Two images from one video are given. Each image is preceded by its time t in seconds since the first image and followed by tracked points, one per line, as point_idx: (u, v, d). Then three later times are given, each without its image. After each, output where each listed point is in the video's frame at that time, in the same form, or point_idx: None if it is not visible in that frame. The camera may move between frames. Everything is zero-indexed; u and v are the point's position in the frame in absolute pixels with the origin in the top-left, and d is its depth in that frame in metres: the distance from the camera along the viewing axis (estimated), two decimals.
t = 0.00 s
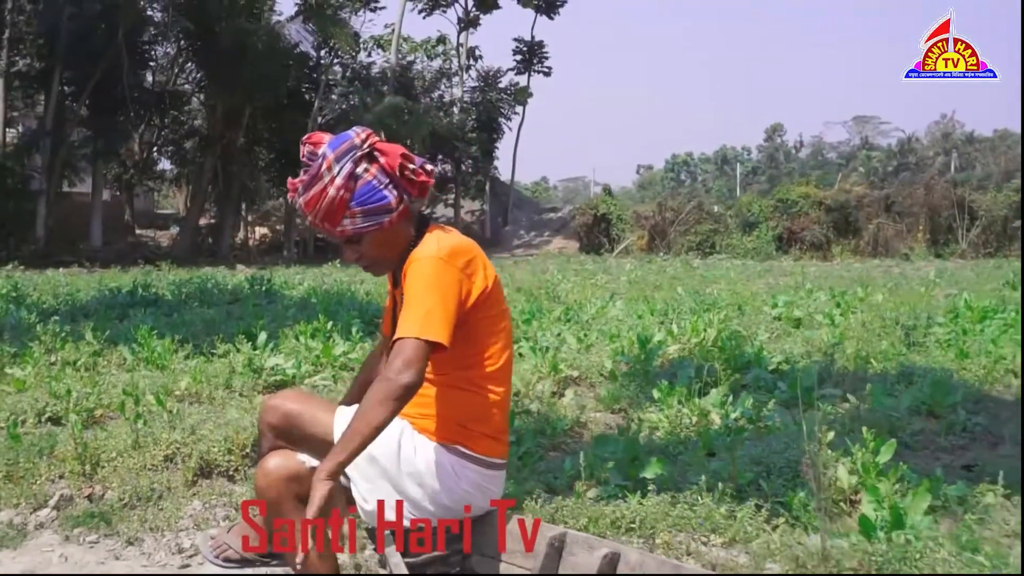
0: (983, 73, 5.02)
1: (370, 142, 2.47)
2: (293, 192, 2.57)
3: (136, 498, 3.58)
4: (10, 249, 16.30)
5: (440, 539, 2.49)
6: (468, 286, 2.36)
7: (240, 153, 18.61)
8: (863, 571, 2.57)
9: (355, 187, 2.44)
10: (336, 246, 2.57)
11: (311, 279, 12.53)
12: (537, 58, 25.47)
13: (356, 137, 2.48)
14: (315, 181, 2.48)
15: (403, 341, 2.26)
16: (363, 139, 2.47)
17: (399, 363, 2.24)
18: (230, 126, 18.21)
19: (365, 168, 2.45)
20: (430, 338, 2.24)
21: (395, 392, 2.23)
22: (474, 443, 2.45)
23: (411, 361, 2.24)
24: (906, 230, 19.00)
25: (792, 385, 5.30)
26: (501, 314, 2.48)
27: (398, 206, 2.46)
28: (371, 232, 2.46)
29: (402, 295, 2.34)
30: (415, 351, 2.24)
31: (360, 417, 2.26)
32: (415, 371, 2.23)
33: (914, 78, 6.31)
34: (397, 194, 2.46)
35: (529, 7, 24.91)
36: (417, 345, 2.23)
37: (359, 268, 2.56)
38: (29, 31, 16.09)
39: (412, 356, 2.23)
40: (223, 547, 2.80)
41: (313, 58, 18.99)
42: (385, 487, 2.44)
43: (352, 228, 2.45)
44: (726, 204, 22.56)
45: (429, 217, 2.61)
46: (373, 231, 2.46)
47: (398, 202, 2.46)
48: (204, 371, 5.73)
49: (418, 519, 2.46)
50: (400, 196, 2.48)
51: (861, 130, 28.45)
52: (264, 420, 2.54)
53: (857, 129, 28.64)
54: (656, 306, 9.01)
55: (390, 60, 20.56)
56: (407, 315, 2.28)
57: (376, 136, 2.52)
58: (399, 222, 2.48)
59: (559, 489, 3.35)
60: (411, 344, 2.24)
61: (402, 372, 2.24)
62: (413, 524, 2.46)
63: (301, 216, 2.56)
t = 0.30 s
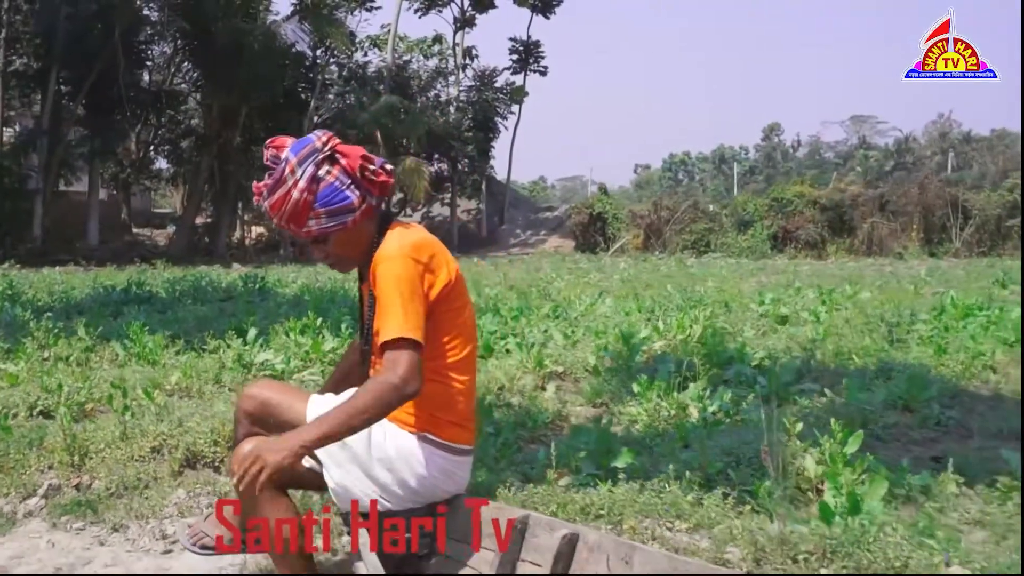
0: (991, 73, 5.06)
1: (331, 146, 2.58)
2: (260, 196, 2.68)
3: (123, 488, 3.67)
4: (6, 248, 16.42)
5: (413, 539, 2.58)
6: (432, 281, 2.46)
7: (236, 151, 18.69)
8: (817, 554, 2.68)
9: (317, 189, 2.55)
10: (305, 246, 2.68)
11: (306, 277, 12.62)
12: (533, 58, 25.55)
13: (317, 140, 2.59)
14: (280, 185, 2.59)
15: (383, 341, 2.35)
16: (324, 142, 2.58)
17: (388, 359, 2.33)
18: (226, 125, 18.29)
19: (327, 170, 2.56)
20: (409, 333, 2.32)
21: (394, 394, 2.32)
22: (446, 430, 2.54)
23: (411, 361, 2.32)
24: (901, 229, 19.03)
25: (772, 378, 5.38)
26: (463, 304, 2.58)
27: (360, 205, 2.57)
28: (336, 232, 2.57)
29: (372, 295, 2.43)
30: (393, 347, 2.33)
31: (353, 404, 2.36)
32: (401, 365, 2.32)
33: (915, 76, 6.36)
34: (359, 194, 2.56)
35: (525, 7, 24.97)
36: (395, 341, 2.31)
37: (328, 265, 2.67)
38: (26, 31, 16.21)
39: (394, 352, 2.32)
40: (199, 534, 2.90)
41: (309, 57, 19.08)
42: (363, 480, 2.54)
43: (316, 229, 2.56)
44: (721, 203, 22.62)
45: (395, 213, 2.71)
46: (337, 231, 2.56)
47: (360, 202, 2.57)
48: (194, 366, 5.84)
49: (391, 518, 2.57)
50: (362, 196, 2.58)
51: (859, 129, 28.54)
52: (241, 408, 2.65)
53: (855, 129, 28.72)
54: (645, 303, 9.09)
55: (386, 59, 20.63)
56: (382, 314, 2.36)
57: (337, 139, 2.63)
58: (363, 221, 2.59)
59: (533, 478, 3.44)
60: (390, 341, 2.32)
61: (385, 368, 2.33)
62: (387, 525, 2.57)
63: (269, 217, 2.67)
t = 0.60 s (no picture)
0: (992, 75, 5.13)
1: (296, 151, 2.71)
2: (230, 203, 2.81)
3: (114, 480, 3.77)
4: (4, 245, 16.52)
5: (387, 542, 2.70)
6: (401, 277, 2.55)
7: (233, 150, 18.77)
8: (780, 542, 2.79)
9: (285, 194, 2.68)
10: (276, 249, 2.82)
11: (301, 276, 12.74)
12: (531, 58, 25.64)
13: (282, 147, 2.72)
14: (248, 191, 2.72)
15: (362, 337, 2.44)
16: (289, 148, 2.71)
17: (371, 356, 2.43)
18: (223, 124, 18.38)
19: (293, 175, 2.69)
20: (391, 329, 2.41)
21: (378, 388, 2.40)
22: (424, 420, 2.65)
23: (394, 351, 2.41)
24: (896, 230, 19.14)
25: (752, 374, 5.48)
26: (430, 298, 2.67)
27: (326, 208, 2.70)
28: (305, 234, 2.70)
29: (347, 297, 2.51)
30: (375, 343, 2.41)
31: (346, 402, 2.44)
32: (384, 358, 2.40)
33: (913, 76, 6.43)
34: (325, 197, 2.70)
35: (523, 7, 25.07)
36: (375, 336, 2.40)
37: (299, 266, 2.81)
38: (24, 30, 16.32)
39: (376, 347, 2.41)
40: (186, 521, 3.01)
41: (306, 58, 19.18)
42: (341, 470, 2.63)
43: (286, 233, 2.69)
44: (717, 204, 22.69)
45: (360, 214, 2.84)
46: (306, 233, 2.70)
47: (327, 205, 2.70)
48: (186, 363, 5.94)
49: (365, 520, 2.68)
50: (329, 198, 2.72)
51: (857, 130, 28.67)
52: (221, 400, 2.73)
53: (854, 130, 28.83)
54: (635, 302, 9.18)
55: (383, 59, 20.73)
56: (361, 314, 2.45)
57: (300, 144, 2.75)
58: (330, 223, 2.72)
59: (511, 470, 3.54)
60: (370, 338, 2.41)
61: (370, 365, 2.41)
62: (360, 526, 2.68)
63: (241, 222, 2.80)
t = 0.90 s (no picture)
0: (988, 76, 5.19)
1: (301, 149, 2.78)
2: (237, 198, 2.87)
3: (125, 469, 3.85)
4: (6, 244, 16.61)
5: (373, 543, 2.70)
6: (403, 274, 2.59)
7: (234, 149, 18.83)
8: (773, 526, 2.88)
9: (290, 189, 2.74)
10: (279, 245, 2.88)
11: (303, 274, 12.83)
12: (531, 57, 25.71)
13: (288, 145, 2.79)
14: (254, 187, 2.78)
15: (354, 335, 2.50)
16: (294, 146, 2.78)
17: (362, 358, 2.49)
18: (224, 123, 18.46)
19: (298, 172, 2.76)
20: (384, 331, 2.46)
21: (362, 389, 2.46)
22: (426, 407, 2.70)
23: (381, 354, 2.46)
24: (895, 228, 19.25)
25: (750, 369, 5.56)
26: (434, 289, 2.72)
27: (330, 203, 2.77)
28: (310, 229, 2.76)
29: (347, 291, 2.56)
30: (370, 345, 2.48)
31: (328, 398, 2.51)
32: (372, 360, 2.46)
33: (916, 76, 6.48)
34: (329, 193, 2.77)
35: (523, 6, 25.14)
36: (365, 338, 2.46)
37: (301, 261, 2.87)
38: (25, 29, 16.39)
39: (370, 352, 2.49)
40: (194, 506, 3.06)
41: (307, 57, 19.27)
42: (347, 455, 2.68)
43: (291, 227, 2.75)
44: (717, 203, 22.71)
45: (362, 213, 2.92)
46: (310, 228, 2.77)
47: (331, 200, 2.77)
48: (192, 357, 6.01)
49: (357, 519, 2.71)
50: (332, 194, 2.79)
51: (858, 129, 28.77)
52: (233, 386, 2.81)
53: (854, 129, 28.90)
54: (634, 299, 9.26)
55: (384, 58, 20.82)
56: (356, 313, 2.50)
57: (305, 142, 2.83)
58: (333, 219, 2.79)
59: (514, 459, 3.62)
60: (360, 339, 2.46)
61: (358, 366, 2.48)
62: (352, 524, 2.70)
63: (246, 219, 2.86)
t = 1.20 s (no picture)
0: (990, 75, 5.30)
1: (327, 145, 2.78)
2: (262, 190, 2.86)
3: (148, 457, 3.96)
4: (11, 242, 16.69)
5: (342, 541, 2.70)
6: (412, 269, 2.63)
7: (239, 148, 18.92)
8: (782, 510, 2.98)
9: (317, 184, 2.75)
10: (303, 236, 2.88)
11: (309, 272, 12.95)
12: (533, 57, 25.83)
13: (315, 141, 2.79)
14: (281, 180, 2.78)
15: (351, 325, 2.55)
16: (321, 142, 2.78)
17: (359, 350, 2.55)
18: (227, 122, 18.54)
19: (324, 167, 2.77)
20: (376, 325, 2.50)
21: (350, 380, 2.52)
22: (438, 394, 2.73)
23: (368, 347, 2.51)
24: (896, 229, 19.44)
25: (755, 364, 5.67)
26: (448, 281, 2.75)
27: (354, 198, 2.78)
28: (334, 223, 2.76)
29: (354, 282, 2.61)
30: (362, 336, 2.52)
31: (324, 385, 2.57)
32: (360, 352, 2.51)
33: (917, 76, 6.59)
34: (353, 188, 2.78)
35: (525, 7, 25.27)
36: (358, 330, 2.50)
37: (324, 254, 2.87)
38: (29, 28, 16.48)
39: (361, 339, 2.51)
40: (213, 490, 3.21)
41: (310, 56, 19.37)
42: (369, 440, 2.74)
43: (316, 220, 2.76)
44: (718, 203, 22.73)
45: (384, 206, 2.92)
46: (335, 222, 2.77)
47: (356, 196, 2.78)
48: (206, 351, 6.12)
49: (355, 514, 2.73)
50: (356, 190, 2.80)
51: (858, 129, 28.93)
52: (263, 372, 2.91)
53: (855, 129, 29.05)
54: (637, 297, 9.39)
55: (387, 57, 20.92)
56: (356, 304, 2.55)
57: (330, 138, 2.83)
58: (356, 214, 2.79)
59: (528, 447, 3.73)
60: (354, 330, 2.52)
61: (349, 356, 2.53)
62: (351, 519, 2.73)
63: (271, 211, 2.86)
